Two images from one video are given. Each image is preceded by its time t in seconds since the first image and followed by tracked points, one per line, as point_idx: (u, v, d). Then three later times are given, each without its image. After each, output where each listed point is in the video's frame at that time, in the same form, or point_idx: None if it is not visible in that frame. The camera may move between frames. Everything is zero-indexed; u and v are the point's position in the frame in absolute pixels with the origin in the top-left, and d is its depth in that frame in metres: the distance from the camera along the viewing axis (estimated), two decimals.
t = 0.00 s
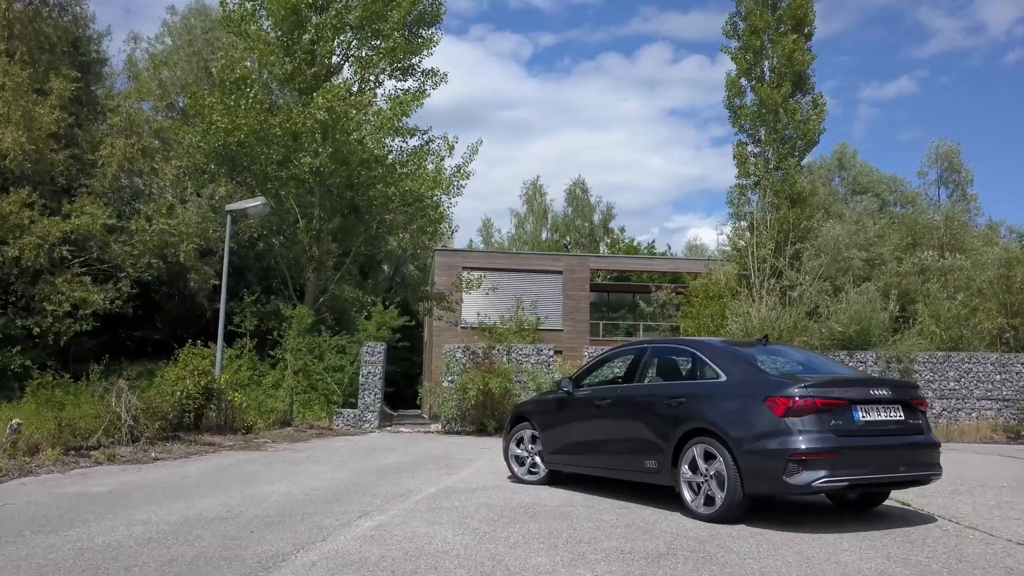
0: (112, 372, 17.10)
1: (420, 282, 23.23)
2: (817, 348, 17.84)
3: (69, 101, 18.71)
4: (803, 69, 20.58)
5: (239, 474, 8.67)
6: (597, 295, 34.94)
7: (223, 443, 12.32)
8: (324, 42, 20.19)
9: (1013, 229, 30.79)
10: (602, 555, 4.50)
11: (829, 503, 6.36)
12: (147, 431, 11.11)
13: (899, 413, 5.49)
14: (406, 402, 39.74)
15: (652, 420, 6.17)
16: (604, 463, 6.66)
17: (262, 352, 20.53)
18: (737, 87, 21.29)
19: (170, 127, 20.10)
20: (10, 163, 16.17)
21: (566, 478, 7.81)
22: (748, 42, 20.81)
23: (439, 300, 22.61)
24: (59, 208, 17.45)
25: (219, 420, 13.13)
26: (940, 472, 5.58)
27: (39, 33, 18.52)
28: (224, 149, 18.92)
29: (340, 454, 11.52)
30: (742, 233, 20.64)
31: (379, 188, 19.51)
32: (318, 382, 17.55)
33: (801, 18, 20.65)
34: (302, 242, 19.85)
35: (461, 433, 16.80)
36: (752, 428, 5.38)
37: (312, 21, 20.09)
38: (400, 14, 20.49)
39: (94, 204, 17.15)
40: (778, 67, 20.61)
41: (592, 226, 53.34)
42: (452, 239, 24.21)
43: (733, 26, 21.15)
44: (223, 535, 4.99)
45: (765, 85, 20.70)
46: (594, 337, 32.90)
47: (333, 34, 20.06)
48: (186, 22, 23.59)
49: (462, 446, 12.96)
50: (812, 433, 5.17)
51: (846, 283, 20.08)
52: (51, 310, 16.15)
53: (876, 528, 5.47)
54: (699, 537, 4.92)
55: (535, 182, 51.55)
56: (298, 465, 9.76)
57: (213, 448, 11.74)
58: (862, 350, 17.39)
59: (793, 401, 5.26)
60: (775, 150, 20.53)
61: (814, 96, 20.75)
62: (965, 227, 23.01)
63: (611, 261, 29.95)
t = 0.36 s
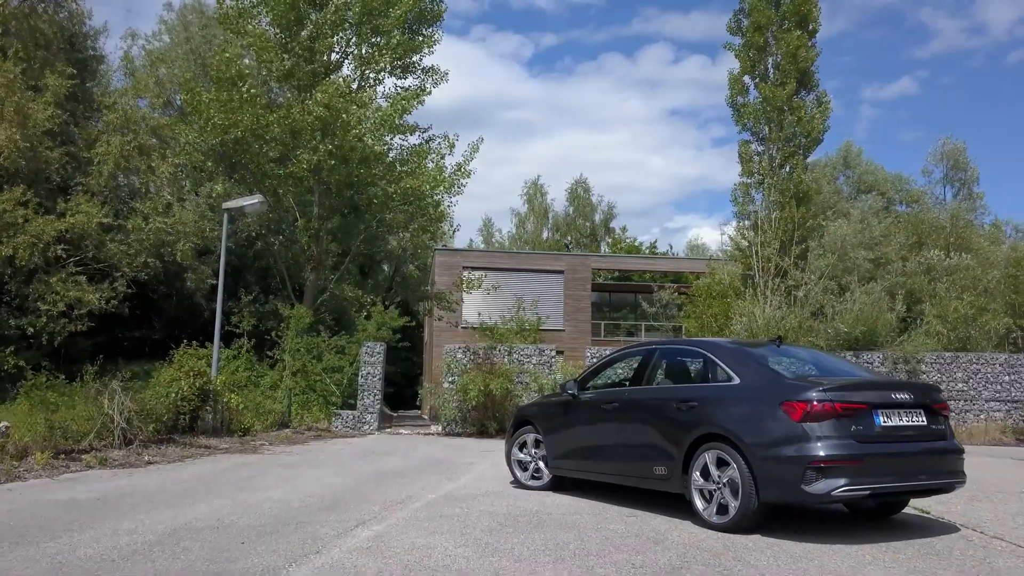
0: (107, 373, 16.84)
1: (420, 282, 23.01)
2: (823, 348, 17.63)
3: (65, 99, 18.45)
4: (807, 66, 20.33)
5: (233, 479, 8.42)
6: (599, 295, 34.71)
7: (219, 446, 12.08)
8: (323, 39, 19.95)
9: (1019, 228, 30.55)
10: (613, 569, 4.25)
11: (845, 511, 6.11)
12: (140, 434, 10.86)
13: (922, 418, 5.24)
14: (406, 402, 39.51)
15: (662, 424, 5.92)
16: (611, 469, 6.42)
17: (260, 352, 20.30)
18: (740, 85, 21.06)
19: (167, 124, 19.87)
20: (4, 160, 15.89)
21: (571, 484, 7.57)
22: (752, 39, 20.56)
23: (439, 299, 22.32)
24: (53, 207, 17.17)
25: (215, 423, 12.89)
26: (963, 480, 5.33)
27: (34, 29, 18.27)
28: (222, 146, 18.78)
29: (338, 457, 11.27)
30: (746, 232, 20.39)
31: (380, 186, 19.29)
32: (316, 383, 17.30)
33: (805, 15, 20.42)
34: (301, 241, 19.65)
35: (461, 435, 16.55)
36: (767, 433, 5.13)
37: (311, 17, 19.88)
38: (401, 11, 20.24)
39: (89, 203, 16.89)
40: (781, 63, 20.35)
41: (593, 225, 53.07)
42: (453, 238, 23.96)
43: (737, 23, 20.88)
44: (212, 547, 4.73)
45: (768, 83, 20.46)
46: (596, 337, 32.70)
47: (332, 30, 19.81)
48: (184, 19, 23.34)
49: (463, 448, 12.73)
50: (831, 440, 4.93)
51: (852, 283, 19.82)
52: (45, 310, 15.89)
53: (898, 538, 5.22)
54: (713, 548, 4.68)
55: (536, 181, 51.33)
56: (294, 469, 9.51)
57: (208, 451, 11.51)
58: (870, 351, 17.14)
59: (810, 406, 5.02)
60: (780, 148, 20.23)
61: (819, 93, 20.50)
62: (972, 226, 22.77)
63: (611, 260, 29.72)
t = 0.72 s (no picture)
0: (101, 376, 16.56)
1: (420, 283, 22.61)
2: (829, 350, 17.41)
3: (59, 97, 18.17)
4: (812, 64, 20.07)
5: (225, 488, 8.15)
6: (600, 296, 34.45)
7: (213, 452, 11.83)
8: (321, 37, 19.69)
9: None
10: None
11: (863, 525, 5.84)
12: (132, 440, 10.59)
13: (948, 430, 4.96)
14: (406, 404, 39.26)
15: (672, 435, 5.65)
16: (618, 481, 6.14)
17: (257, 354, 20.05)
18: (744, 84, 20.81)
19: (163, 124, 19.61)
20: None
21: (574, 494, 7.31)
22: (755, 37, 20.29)
23: (439, 300, 22.09)
24: (47, 207, 16.90)
25: (210, 427, 12.62)
26: (992, 495, 5.05)
27: (29, 27, 17.98)
28: (219, 146, 18.51)
29: (334, 464, 10.99)
30: (750, 232, 20.13)
31: (379, 185, 19.05)
32: (314, 386, 17.04)
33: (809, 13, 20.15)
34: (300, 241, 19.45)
35: (462, 439, 16.26)
36: (785, 446, 4.85)
37: (310, 15, 19.60)
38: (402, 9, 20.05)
39: (83, 203, 16.62)
40: (785, 62, 20.09)
41: (594, 225, 52.82)
42: (454, 238, 23.68)
43: (740, 21, 20.61)
44: (196, 569, 4.45)
45: (772, 82, 20.19)
46: (597, 338, 32.47)
47: (330, 28, 19.52)
48: (181, 16, 23.05)
49: (463, 454, 12.47)
50: (853, 454, 4.64)
51: (857, 283, 19.56)
52: (38, 312, 15.59)
53: (922, 557, 4.95)
54: (729, 570, 4.39)
55: (537, 181, 51.12)
56: (289, 477, 9.24)
57: (201, 457, 11.24)
58: (876, 353, 16.89)
59: (831, 418, 4.73)
60: (784, 147, 19.96)
61: (824, 92, 20.22)
62: (978, 226, 22.50)
63: (613, 261, 29.49)
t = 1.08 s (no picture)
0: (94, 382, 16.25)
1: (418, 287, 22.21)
2: (835, 355, 17.17)
3: (52, 98, 17.86)
4: (817, 65, 19.76)
5: (214, 504, 7.85)
6: (601, 297, 34.19)
7: (206, 462, 11.53)
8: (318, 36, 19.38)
9: None
10: None
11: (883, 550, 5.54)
12: (121, 451, 10.29)
13: (976, 452, 4.66)
14: (406, 406, 39.00)
15: (682, 455, 5.35)
16: (624, 502, 5.85)
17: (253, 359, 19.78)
18: (747, 85, 20.55)
19: (158, 125, 19.33)
20: None
21: (577, 512, 7.04)
22: (759, 37, 19.99)
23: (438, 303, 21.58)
24: (39, 210, 16.60)
25: (203, 436, 12.32)
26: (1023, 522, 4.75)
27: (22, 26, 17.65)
28: (214, 147, 18.20)
29: (330, 476, 10.74)
30: (753, 235, 19.87)
31: (377, 186, 18.66)
32: (311, 391, 16.78)
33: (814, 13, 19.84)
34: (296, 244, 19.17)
35: (461, 446, 15.97)
36: (803, 470, 4.55)
37: (307, 14, 19.27)
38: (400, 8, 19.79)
39: (76, 206, 16.32)
40: (789, 62, 19.81)
41: (594, 226, 52.54)
42: (454, 240, 23.38)
43: (742, 21, 20.33)
44: None
45: (776, 82, 19.88)
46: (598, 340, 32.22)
47: (328, 28, 19.22)
48: (176, 16, 22.75)
49: (463, 464, 12.20)
50: (877, 480, 4.34)
51: (861, 287, 19.28)
52: (29, 317, 15.25)
53: None
54: None
55: (537, 181, 50.83)
56: (282, 491, 8.95)
57: (193, 468, 10.96)
58: (883, 358, 16.73)
59: (853, 441, 4.43)
60: (788, 148, 19.65)
61: (829, 93, 19.91)
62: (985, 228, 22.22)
63: (613, 263, 29.27)
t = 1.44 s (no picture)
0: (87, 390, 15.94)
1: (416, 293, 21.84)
2: (841, 362, 16.85)
3: (45, 100, 17.55)
4: (824, 66, 19.42)
5: (204, 525, 7.56)
6: (602, 300, 33.90)
7: (200, 475, 11.24)
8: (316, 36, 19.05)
9: None
10: None
11: None
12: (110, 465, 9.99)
13: (1011, 485, 4.37)
14: (406, 410, 38.73)
15: (695, 483, 5.06)
16: (633, 529, 5.56)
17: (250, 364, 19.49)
18: (753, 87, 20.29)
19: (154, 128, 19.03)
20: None
21: (582, 536, 6.74)
22: (763, 38, 19.72)
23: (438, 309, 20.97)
24: (31, 213, 16.29)
25: (197, 448, 12.02)
26: None
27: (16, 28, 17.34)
28: (210, 150, 17.89)
29: (326, 490, 10.45)
30: (758, 238, 19.59)
31: (375, 189, 18.31)
32: (308, 399, 16.55)
33: (820, 14, 19.51)
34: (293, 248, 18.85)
35: (461, 455, 15.66)
36: (825, 503, 4.26)
37: (304, 14, 18.96)
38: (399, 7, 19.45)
39: (69, 210, 16.04)
40: (795, 64, 19.52)
41: (596, 228, 52.22)
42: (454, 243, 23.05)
43: (746, 22, 20.06)
44: None
45: (782, 84, 19.57)
46: (599, 344, 31.94)
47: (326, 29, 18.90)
48: (173, 17, 22.45)
49: (464, 477, 11.91)
50: (906, 517, 4.05)
51: (867, 292, 18.97)
52: (21, 324, 14.95)
53: None
54: None
55: (538, 183, 50.52)
56: (277, 509, 8.66)
57: (186, 481, 10.66)
58: (890, 364, 16.46)
59: (880, 474, 4.14)
60: (793, 151, 19.34)
61: (836, 94, 19.56)
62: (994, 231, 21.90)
63: (615, 265, 29.01)
